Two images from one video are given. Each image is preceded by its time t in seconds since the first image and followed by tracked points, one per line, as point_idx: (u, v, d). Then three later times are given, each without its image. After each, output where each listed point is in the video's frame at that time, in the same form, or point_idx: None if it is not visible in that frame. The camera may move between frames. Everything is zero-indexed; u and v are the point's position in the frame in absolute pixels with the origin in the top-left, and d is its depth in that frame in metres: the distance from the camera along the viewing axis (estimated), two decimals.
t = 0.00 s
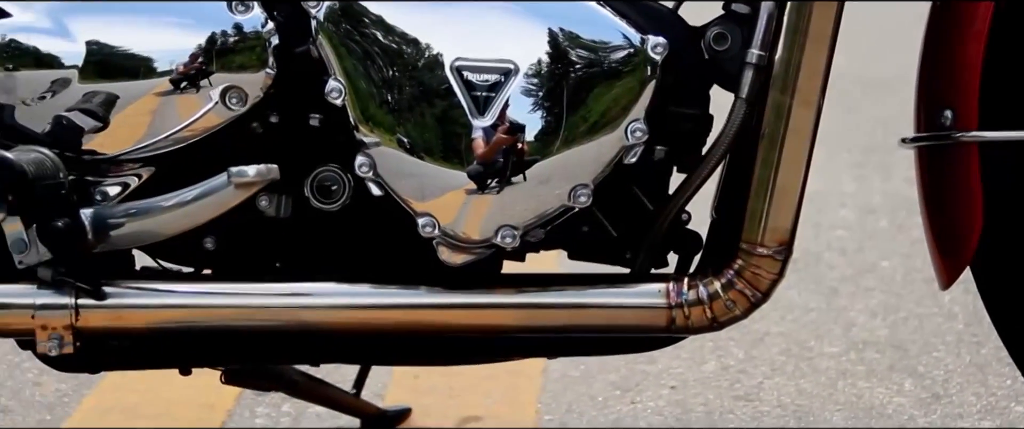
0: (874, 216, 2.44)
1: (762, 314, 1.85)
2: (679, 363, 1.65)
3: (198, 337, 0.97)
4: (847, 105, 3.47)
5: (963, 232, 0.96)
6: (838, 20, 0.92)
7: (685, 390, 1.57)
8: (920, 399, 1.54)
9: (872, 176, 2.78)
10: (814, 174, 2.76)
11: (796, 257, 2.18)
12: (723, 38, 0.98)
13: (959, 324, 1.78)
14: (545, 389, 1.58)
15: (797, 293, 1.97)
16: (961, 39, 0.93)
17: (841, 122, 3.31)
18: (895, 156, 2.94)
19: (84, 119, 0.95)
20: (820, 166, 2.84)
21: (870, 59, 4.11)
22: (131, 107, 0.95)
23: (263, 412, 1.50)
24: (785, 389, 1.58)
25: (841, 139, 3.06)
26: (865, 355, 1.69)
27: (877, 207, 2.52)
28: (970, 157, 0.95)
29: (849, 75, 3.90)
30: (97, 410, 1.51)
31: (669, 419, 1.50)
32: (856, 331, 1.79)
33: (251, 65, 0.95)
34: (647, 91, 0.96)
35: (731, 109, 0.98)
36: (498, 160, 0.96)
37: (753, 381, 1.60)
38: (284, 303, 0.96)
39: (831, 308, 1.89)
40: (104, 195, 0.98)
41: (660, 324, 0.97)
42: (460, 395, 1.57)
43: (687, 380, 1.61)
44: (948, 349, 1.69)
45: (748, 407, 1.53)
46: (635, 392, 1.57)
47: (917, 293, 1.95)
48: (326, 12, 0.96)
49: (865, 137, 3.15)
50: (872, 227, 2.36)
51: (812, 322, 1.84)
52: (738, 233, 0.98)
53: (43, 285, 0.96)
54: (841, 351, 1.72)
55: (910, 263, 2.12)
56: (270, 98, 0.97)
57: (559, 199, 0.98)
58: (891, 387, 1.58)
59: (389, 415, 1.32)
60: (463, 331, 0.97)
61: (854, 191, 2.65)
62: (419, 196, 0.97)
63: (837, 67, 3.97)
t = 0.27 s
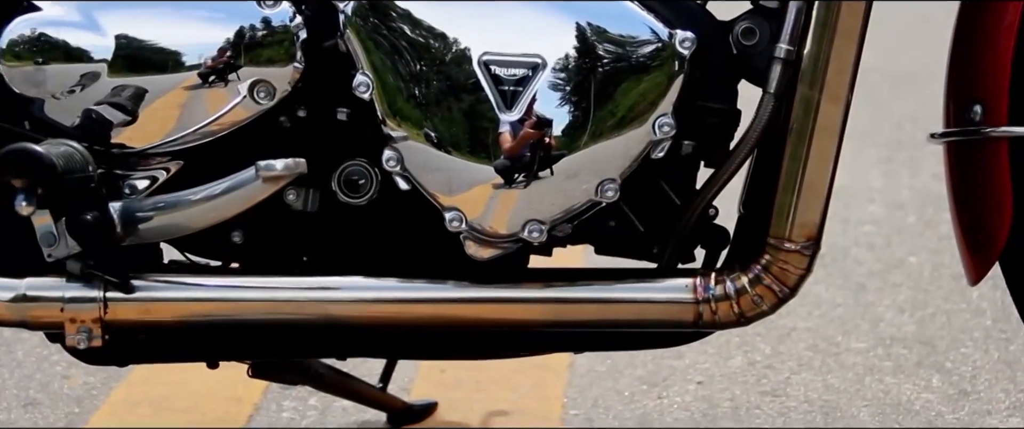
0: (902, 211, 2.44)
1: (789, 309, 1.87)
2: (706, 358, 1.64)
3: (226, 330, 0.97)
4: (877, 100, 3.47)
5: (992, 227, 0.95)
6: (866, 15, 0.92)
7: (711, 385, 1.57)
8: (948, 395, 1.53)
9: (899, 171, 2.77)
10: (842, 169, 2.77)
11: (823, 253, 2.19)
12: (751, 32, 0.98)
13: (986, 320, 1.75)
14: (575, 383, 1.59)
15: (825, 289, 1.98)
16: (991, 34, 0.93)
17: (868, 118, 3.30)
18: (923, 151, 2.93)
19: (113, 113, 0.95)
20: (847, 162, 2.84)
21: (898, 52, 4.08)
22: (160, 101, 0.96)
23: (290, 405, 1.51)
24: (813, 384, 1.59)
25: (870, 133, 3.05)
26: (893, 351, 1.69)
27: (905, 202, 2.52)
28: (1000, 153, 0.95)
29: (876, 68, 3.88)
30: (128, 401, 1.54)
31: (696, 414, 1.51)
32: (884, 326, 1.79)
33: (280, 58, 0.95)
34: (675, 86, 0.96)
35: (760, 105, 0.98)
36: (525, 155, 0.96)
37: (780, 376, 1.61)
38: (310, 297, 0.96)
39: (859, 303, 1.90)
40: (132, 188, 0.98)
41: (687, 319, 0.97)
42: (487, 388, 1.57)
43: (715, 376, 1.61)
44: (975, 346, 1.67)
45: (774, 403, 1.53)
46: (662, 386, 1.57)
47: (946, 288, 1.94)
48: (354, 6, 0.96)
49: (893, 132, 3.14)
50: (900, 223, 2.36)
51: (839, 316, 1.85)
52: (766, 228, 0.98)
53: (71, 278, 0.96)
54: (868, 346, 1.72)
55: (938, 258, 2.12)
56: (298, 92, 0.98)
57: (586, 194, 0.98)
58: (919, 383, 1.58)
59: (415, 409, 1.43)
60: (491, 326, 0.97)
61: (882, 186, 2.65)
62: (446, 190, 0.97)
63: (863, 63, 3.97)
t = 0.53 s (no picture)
0: (932, 211, 2.43)
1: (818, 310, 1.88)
2: (734, 358, 1.69)
3: (254, 328, 0.98)
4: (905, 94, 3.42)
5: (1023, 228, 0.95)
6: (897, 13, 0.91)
7: (740, 385, 1.63)
8: (978, 396, 1.54)
9: (930, 170, 2.76)
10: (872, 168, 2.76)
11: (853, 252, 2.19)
12: (781, 32, 0.97)
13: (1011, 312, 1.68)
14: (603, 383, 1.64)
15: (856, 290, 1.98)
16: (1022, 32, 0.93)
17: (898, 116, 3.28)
18: (953, 150, 2.91)
19: (143, 111, 0.95)
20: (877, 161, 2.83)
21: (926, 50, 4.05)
22: (189, 100, 0.96)
23: (318, 404, 1.58)
24: (842, 385, 1.63)
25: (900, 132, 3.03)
26: (922, 351, 1.71)
27: (936, 202, 2.51)
28: None
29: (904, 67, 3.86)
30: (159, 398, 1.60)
31: (723, 413, 1.58)
32: (914, 327, 1.80)
33: (308, 58, 0.96)
34: (704, 85, 0.96)
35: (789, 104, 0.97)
36: (554, 154, 0.96)
37: (809, 376, 1.66)
38: (337, 295, 0.96)
39: (887, 303, 1.91)
40: (162, 187, 0.98)
41: (716, 319, 0.97)
42: (517, 386, 1.61)
43: (743, 375, 1.66)
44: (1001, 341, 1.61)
45: (803, 402, 1.60)
46: (690, 386, 1.64)
47: (976, 288, 1.93)
48: (383, 5, 0.96)
49: (923, 130, 3.13)
50: (930, 222, 2.36)
51: (869, 316, 1.87)
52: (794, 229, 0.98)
53: (102, 275, 0.96)
54: (897, 347, 1.74)
55: (969, 257, 2.10)
56: (327, 92, 0.98)
57: (615, 193, 0.97)
58: (948, 383, 1.61)
59: (443, 408, 1.47)
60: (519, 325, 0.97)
61: (912, 185, 2.63)
62: (475, 189, 0.97)
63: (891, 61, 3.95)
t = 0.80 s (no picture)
0: (967, 211, 2.41)
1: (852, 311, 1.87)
2: (767, 358, 1.68)
3: (286, 326, 0.98)
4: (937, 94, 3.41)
5: None
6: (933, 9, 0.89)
7: (773, 385, 1.62)
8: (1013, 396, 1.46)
9: (964, 170, 2.73)
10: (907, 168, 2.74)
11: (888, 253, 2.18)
12: (815, 31, 0.98)
13: None
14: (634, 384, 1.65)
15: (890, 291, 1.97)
16: None
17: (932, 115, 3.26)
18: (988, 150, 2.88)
19: (178, 109, 0.95)
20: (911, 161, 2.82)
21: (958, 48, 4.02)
22: (224, 98, 0.96)
23: (350, 402, 1.58)
24: (877, 385, 1.62)
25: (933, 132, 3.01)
26: (956, 352, 1.69)
27: (972, 202, 2.49)
28: None
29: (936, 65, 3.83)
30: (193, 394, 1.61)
31: (756, 414, 1.56)
32: (948, 328, 1.79)
33: (342, 56, 0.96)
34: (738, 84, 0.96)
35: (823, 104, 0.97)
36: (587, 152, 0.96)
37: (843, 376, 1.64)
38: (370, 293, 0.96)
39: (921, 304, 1.90)
40: (197, 185, 0.99)
41: (749, 319, 0.97)
42: (548, 385, 1.63)
43: (776, 376, 1.65)
44: None
45: (836, 403, 1.58)
46: (723, 386, 1.63)
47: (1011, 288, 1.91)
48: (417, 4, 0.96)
49: (957, 129, 3.10)
50: (965, 222, 2.34)
51: (903, 317, 1.86)
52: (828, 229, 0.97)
53: (138, 273, 0.97)
54: (931, 348, 1.73)
55: (1005, 258, 2.08)
56: (361, 90, 0.98)
57: (648, 193, 0.98)
58: (983, 385, 1.58)
59: (476, 406, 1.48)
60: (552, 323, 0.98)
61: (947, 185, 2.61)
62: (508, 188, 0.97)
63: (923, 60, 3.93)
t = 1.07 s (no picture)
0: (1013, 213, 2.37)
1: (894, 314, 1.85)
2: (809, 363, 1.69)
3: (328, 329, 0.98)
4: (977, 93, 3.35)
5: None
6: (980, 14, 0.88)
7: (814, 390, 1.63)
8: None
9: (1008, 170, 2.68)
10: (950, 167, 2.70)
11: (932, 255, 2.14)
12: (860, 35, 0.97)
13: None
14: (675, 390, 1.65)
15: (933, 295, 1.94)
16: None
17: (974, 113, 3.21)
18: None
19: (220, 112, 0.96)
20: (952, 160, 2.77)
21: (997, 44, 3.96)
22: (268, 101, 0.96)
23: (392, 404, 1.59)
24: (918, 391, 1.62)
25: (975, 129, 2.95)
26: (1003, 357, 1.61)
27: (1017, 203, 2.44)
28: None
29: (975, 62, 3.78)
30: (235, 397, 1.63)
31: (798, 419, 1.57)
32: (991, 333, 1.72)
33: (385, 59, 0.96)
34: (782, 87, 0.95)
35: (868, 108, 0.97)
36: (630, 156, 0.96)
37: (885, 382, 1.65)
38: (414, 296, 0.96)
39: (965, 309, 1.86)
40: (240, 187, 0.99)
41: (792, 323, 0.96)
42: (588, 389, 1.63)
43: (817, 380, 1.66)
44: None
45: (879, 408, 1.59)
46: (764, 391, 1.64)
47: None
48: (460, 7, 0.96)
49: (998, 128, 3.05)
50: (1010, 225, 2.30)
51: (946, 322, 1.83)
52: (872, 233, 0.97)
53: (181, 275, 0.97)
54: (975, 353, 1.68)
55: None
56: (404, 93, 0.98)
57: (691, 197, 0.97)
58: None
59: (516, 410, 1.50)
60: (594, 327, 0.98)
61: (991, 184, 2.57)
62: (550, 191, 0.97)
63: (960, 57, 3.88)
